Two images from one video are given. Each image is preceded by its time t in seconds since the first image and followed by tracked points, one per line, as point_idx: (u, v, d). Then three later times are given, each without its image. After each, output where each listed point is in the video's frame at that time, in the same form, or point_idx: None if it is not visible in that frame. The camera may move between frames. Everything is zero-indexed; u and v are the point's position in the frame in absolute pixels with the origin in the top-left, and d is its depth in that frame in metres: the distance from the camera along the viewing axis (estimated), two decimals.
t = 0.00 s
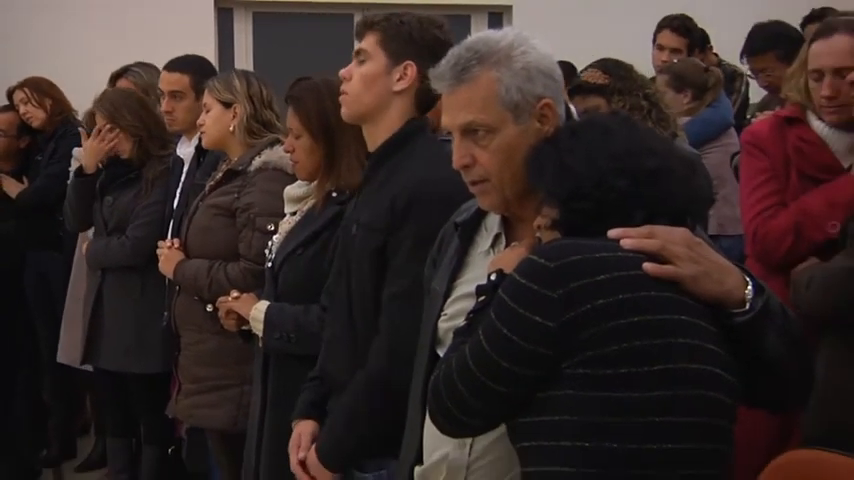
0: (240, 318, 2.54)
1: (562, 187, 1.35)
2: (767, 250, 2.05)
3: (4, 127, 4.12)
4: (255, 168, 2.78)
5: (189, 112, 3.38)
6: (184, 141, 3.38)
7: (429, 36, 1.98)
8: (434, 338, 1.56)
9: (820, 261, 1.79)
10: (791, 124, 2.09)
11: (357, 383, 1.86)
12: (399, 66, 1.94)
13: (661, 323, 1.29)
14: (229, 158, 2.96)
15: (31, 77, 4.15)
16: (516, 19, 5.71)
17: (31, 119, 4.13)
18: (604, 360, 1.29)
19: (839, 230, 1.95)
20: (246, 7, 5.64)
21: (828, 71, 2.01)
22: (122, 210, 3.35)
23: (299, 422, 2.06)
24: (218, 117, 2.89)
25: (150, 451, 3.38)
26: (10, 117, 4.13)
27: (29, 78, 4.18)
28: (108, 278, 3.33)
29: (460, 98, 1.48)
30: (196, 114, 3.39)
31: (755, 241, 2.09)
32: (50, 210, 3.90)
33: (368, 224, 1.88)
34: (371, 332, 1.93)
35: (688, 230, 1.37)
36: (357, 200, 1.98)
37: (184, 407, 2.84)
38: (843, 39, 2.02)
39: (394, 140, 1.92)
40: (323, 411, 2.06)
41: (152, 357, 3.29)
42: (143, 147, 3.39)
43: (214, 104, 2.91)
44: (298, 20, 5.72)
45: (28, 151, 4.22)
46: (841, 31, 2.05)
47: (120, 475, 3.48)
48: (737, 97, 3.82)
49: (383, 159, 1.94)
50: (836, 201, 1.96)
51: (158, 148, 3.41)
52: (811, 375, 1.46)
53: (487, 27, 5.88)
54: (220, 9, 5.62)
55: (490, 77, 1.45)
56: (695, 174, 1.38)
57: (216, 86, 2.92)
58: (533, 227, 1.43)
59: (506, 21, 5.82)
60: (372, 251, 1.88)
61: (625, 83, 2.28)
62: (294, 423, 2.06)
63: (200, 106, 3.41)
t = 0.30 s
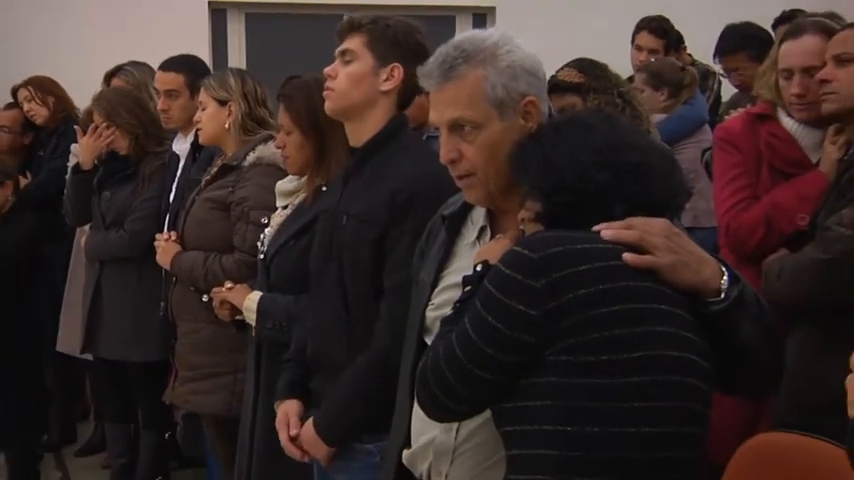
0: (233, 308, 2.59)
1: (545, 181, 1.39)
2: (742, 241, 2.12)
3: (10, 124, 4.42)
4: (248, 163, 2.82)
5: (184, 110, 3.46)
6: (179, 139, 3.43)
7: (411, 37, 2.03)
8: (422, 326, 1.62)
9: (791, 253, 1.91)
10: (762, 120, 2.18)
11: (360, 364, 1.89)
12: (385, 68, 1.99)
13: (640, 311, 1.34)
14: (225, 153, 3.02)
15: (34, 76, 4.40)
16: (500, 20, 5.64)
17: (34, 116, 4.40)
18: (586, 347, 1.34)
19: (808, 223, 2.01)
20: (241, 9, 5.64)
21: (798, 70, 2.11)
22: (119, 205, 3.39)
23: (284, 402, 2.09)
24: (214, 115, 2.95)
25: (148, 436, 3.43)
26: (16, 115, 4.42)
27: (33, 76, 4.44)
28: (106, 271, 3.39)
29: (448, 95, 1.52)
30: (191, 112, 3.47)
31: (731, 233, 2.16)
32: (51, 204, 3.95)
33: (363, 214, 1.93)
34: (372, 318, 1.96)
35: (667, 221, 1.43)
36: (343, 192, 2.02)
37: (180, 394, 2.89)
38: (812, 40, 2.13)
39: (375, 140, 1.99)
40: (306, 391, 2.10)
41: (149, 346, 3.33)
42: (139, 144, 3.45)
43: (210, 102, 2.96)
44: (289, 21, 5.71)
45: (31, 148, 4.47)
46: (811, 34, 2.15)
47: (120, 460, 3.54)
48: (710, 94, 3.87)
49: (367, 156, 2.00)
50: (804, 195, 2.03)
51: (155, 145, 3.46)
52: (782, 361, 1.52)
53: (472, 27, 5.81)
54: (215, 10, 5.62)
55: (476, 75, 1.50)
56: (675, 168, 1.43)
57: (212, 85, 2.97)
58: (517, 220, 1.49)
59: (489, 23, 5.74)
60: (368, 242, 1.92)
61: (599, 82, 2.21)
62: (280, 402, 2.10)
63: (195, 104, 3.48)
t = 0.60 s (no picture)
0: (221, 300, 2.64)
1: (523, 178, 1.44)
2: (707, 235, 2.18)
3: (6, 123, 4.45)
4: (236, 158, 2.88)
5: (174, 109, 3.49)
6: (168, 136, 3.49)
7: (400, 39, 2.09)
8: (404, 317, 1.67)
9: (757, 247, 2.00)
10: (730, 120, 2.26)
11: (355, 352, 1.88)
12: (377, 69, 2.05)
13: (614, 302, 1.40)
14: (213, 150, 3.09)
15: (29, 74, 4.42)
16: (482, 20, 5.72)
17: (29, 115, 4.41)
18: (562, 337, 1.39)
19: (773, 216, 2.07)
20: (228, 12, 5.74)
21: (761, 71, 2.20)
22: (111, 203, 3.44)
23: (278, 389, 2.12)
24: (202, 114, 3.00)
25: (140, 423, 3.45)
26: (12, 114, 4.45)
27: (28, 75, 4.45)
28: (98, 265, 3.44)
29: (429, 94, 1.57)
30: (180, 111, 3.50)
31: (697, 227, 2.22)
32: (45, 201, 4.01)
33: (359, 209, 1.97)
34: (369, 309, 1.99)
35: (638, 209, 1.47)
36: (337, 187, 2.05)
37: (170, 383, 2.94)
38: (777, 43, 2.22)
39: (369, 140, 2.03)
40: (297, 378, 2.14)
41: (141, 338, 3.38)
42: (131, 143, 3.49)
43: (198, 102, 3.01)
44: (278, 23, 5.83)
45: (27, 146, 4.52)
46: (775, 37, 2.25)
47: (112, 447, 3.56)
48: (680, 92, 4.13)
49: (363, 152, 2.03)
50: (769, 190, 2.09)
51: (145, 142, 3.52)
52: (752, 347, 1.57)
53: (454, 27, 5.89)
54: (202, 12, 5.71)
55: (456, 74, 1.55)
56: (645, 166, 1.49)
57: (199, 85, 3.02)
58: (495, 215, 1.54)
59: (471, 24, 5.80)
60: (367, 236, 1.96)
61: (570, 82, 2.12)
62: (272, 390, 2.13)
63: (184, 103, 3.51)
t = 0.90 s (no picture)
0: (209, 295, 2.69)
1: (503, 175, 1.49)
2: (674, 231, 2.27)
3: None
4: (222, 157, 2.95)
5: (163, 110, 3.55)
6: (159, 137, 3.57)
7: (398, 43, 2.15)
8: (388, 310, 1.71)
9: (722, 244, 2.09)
10: (696, 122, 2.37)
11: (341, 345, 1.93)
12: (376, 74, 2.10)
13: (588, 295, 1.44)
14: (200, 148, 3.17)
15: (23, 76, 4.51)
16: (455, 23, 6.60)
17: (23, 116, 4.50)
18: (539, 330, 1.44)
19: (736, 213, 2.16)
20: (215, 15, 6.53)
21: (726, 73, 2.29)
22: (102, 200, 3.50)
23: (272, 379, 2.17)
24: (189, 114, 3.08)
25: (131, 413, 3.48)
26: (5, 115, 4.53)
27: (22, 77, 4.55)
28: (90, 261, 3.50)
29: (412, 94, 1.62)
30: (170, 112, 3.56)
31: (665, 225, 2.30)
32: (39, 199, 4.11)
33: (355, 206, 2.02)
34: (357, 302, 2.04)
35: (612, 209, 1.53)
36: (336, 184, 2.10)
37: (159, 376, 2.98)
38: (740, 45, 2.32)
39: (365, 140, 2.08)
40: (293, 370, 2.19)
41: (131, 330, 3.43)
42: (121, 143, 3.56)
43: (185, 102, 3.08)
44: (266, 27, 6.66)
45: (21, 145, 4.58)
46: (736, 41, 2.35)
47: (104, 436, 3.58)
48: (650, 95, 4.31)
49: (360, 152, 2.08)
50: (733, 189, 2.18)
51: (135, 143, 3.58)
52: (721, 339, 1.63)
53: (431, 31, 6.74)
54: (193, 17, 6.50)
55: (438, 76, 1.60)
56: (619, 165, 1.54)
57: (186, 86, 3.09)
58: (476, 212, 1.58)
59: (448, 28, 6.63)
60: (357, 231, 2.02)
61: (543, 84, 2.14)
62: (266, 379, 2.18)
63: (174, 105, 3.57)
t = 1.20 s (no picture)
0: (200, 291, 2.75)
1: (484, 175, 1.55)
2: (645, 229, 2.39)
3: None
4: (212, 158, 3.01)
5: (155, 113, 3.67)
6: (149, 138, 3.63)
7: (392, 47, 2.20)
8: (374, 304, 1.76)
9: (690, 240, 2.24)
10: (664, 124, 2.53)
11: (328, 343, 1.98)
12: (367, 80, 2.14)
13: (567, 291, 1.50)
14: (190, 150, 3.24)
15: (18, 81, 4.65)
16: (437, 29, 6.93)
17: (17, 118, 4.64)
18: (518, 324, 1.49)
19: (704, 210, 2.30)
20: (205, 21, 6.85)
21: (693, 78, 2.49)
22: (96, 200, 3.57)
23: (264, 372, 2.23)
24: (178, 118, 3.15)
25: (125, 405, 3.54)
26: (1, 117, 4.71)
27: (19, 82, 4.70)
28: (85, 259, 3.56)
29: (398, 97, 1.67)
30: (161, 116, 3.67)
31: (636, 222, 2.43)
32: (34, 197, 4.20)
33: (342, 207, 2.06)
34: (348, 299, 2.09)
35: (589, 208, 1.58)
36: (325, 185, 2.15)
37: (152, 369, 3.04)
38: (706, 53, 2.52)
39: (355, 142, 2.12)
40: (283, 363, 2.25)
41: (125, 326, 3.49)
42: (114, 144, 3.62)
43: (175, 106, 3.16)
44: (254, 33, 6.98)
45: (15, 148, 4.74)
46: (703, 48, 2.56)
47: (98, 427, 3.63)
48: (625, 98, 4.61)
49: (349, 154, 2.13)
50: (700, 187, 2.33)
51: (127, 144, 3.64)
52: (692, 332, 1.70)
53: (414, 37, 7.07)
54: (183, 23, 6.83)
55: (422, 79, 1.65)
56: (595, 165, 1.60)
57: (175, 90, 3.16)
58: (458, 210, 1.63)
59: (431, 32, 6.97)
60: (348, 233, 2.05)
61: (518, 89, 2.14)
62: (258, 373, 2.23)
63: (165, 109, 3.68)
